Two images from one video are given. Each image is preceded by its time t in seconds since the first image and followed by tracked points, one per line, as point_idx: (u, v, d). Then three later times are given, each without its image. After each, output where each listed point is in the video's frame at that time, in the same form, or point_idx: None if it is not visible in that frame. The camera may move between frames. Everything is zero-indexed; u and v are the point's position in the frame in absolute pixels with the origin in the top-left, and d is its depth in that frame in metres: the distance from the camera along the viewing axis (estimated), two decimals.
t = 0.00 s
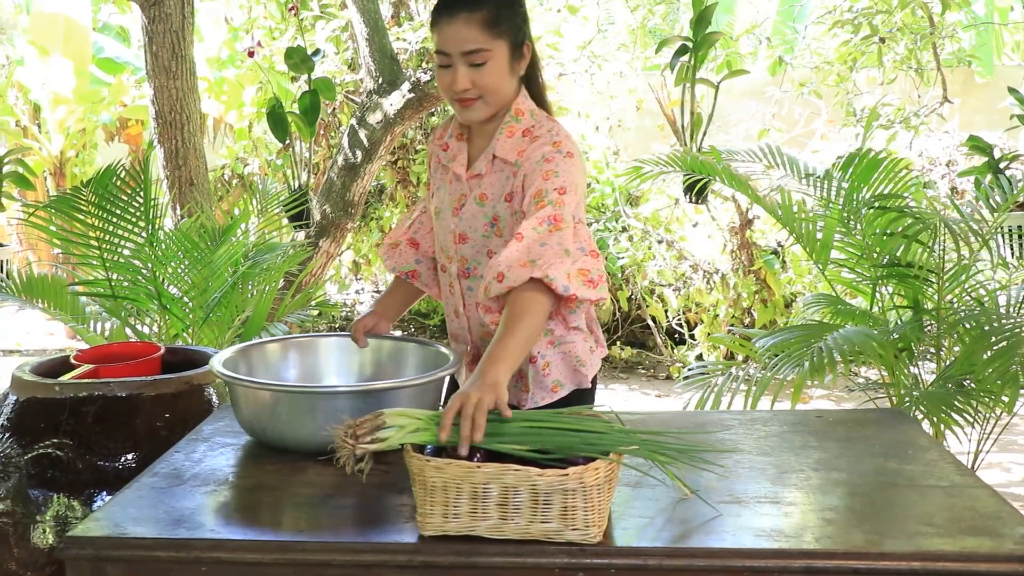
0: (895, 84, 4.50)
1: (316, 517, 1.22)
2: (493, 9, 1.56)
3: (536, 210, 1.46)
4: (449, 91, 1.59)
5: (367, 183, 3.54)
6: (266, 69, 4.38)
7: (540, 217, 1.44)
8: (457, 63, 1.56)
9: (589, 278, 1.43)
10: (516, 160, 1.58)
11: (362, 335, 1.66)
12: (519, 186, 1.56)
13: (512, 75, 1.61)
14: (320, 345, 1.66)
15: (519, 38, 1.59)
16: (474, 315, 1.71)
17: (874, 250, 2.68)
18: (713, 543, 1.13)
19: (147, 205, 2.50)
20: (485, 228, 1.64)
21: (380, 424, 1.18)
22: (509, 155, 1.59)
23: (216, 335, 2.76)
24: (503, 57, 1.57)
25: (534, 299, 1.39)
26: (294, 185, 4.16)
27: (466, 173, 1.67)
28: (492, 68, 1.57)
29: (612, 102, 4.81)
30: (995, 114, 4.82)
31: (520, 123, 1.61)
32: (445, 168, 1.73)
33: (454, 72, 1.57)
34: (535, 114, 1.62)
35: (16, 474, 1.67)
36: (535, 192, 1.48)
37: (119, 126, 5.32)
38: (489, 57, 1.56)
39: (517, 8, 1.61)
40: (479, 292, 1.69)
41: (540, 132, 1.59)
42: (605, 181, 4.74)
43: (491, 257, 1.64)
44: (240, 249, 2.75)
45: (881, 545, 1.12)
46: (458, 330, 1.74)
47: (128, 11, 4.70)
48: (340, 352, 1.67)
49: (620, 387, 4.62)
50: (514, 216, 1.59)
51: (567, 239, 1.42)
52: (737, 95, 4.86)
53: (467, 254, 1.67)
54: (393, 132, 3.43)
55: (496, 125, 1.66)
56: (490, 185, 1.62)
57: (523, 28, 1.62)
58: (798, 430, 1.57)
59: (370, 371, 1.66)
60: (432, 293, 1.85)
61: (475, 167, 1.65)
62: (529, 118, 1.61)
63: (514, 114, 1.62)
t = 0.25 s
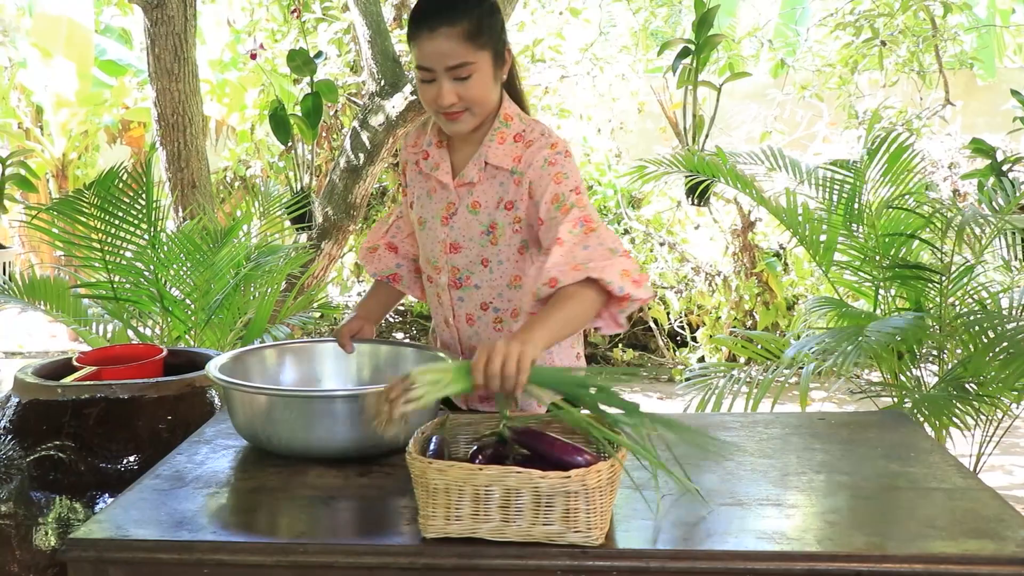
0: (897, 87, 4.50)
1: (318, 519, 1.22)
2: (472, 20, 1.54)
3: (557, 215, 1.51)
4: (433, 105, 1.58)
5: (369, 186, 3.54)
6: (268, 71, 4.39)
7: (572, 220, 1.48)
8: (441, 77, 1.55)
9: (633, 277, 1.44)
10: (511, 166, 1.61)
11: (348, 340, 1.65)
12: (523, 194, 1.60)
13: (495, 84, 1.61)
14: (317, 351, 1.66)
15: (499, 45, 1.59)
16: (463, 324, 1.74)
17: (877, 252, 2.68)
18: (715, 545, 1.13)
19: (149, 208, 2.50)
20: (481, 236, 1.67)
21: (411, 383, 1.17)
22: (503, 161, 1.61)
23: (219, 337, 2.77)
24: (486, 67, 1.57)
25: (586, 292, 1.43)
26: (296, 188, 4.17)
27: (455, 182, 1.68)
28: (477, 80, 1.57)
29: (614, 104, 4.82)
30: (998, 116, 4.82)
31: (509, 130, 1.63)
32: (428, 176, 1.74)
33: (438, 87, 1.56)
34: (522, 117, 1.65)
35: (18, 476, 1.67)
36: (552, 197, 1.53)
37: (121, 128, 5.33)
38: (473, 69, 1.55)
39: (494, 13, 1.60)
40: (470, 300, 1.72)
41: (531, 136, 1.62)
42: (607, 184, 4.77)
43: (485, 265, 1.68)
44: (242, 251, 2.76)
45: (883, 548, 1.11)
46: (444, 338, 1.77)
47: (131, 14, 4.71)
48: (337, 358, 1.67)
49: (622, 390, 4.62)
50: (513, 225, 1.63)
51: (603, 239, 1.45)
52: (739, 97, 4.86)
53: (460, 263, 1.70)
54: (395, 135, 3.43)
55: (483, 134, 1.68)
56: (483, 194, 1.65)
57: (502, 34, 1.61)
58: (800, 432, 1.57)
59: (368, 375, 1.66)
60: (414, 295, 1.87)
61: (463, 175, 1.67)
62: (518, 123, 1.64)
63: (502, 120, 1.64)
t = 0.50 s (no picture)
0: (899, 89, 4.50)
1: (320, 521, 1.22)
2: (460, 24, 1.55)
3: (606, 198, 1.62)
4: (425, 108, 1.60)
5: (371, 188, 3.54)
6: (270, 73, 4.40)
7: (630, 195, 1.62)
8: (432, 81, 1.56)
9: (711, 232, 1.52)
10: (518, 160, 1.66)
11: (341, 341, 1.65)
12: (544, 187, 1.65)
13: (485, 83, 1.63)
14: (317, 354, 1.66)
15: (488, 45, 1.61)
16: (468, 323, 1.74)
17: (879, 255, 2.68)
18: (717, 548, 1.12)
19: (151, 209, 2.50)
20: (489, 232, 1.69)
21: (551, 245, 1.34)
22: (507, 155, 1.66)
23: (221, 340, 2.76)
24: (476, 69, 1.59)
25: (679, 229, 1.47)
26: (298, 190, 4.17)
27: (455, 180, 1.70)
28: (467, 82, 1.59)
29: (615, 106, 4.83)
30: (1000, 118, 4.81)
31: (507, 123, 1.69)
32: (422, 178, 1.75)
33: (429, 90, 1.57)
34: (518, 113, 1.71)
35: (20, 478, 1.68)
36: (591, 183, 1.63)
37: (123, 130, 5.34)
38: (463, 72, 1.57)
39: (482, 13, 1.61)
40: (476, 298, 1.73)
41: (534, 130, 1.68)
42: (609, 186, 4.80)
43: (494, 262, 1.69)
44: (244, 253, 2.76)
45: (885, 550, 1.11)
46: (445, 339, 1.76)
47: (133, 15, 4.72)
48: (338, 359, 1.67)
49: (624, 392, 4.62)
50: (528, 218, 1.67)
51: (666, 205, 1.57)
52: (742, 99, 4.86)
53: (465, 261, 1.71)
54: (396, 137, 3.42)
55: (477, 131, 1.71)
56: (489, 189, 1.68)
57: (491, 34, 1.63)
58: (802, 435, 1.57)
59: (369, 377, 1.66)
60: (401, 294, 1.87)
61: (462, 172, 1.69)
62: (517, 117, 1.70)
63: (500, 116, 1.70)
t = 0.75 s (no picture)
0: (900, 91, 4.50)
1: (321, 522, 1.22)
2: (456, 28, 1.55)
3: (618, 186, 1.68)
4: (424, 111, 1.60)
5: (372, 189, 3.54)
6: (271, 74, 4.40)
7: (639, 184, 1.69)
8: (428, 84, 1.56)
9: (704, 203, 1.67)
10: (531, 153, 1.68)
11: (340, 344, 1.64)
12: (559, 178, 1.68)
13: (484, 85, 1.62)
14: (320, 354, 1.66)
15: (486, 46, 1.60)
16: (481, 317, 1.74)
17: (879, 257, 2.68)
18: (718, 550, 1.12)
19: (152, 210, 2.50)
20: (503, 225, 1.69)
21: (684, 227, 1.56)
22: (520, 149, 1.67)
23: (222, 340, 2.76)
24: (475, 72, 1.58)
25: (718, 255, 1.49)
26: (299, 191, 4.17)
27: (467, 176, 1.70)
28: (467, 85, 1.58)
29: (616, 108, 4.82)
30: (1001, 120, 4.81)
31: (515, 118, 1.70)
32: (431, 177, 1.73)
33: (427, 93, 1.57)
34: (522, 109, 1.73)
35: (21, 479, 1.68)
36: (603, 172, 1.69)
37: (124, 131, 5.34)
38: (461, 76, 1.57)
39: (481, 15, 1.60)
40: (491, 292, 1.73)
41: (542, 124, 1.71)
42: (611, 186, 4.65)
43: (510, 255, 1.70)
44: (244, 255, 2.76)
45: (886, 552, 1.11)
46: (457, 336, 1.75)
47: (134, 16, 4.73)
48: (340, 358, 1.67)
49: (625, 393, 4.62)
50: (543, 210, 1.69)
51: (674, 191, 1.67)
52: (742, 101, 4.86)
53: (479, 255, 1.71)
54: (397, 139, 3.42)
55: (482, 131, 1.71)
56: (503, 182, 1.69)
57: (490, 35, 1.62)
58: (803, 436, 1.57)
59: (371, 376, 1.66)
60: (398, 295, 1.85)
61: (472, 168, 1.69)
62: (524, 113, 1.72)
63: (510, 112, 1.71)
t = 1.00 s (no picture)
0: (901, 92, 4.51)
1: (322, 524, 1.21)
2: (399, 29, 1.56)
3: (603, 211, 1.56)
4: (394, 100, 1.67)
5: (373, 190, 3.54)
6: (272, 75, 4.40)
7: (627, 216, 1.55)
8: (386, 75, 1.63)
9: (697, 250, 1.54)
10: (523, 159, 1.62)
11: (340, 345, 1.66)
12: (546, 187, 1.62)
13: (440, 85, 1.59)
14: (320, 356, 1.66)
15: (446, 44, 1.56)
16: (470, 318, 1.73)
17: (880, 258, 2.68)
18: (718, 551, 1.12)
19: (153, 212, 2.49)
20: (493, 228, 1.66)
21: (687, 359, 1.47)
22: (513, 154, 1.62)
23: (222, 342, 2.77)
24: (416, 74, 1.57)
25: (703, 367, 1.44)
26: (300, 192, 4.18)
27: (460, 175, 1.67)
28: (405, 84, 1.59)
29: (616, 109, 4.80)
30: (1002, 121, 4.81)
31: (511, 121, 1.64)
32: (428, 175, 1.72)
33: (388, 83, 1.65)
34: (523, 111, 1.67)
35: (22, 481, 1.68)
36: (590, 193, 1.57)
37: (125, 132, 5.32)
38: (398, 75, 1.59)
39: (443, 17, 1.57)
40: (479, 294, 1.70)
41: (539, 129, 1.64)
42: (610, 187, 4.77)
43: (499, 258, 1.67)
44: (245, 256, 2.76)
45: (887, 553, 1.11)
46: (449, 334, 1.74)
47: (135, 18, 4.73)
48: (341, 361, 1.67)
49: (626, 394, 4.62)
50: (532, 216, 1.64)
51: (661, 232, 1.53)
52: (743, 102, 4.86)
53: (468, 256, 1.69)
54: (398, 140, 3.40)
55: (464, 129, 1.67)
56: (494, 186, 1.65)
57: (453, 39, 1.57)
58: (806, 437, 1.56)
59: (372, 379, 1.66)
60: (398, 300, 1.86)
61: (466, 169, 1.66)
62: (521, 117, 1.65)
63: (506, 115, 1.65)
